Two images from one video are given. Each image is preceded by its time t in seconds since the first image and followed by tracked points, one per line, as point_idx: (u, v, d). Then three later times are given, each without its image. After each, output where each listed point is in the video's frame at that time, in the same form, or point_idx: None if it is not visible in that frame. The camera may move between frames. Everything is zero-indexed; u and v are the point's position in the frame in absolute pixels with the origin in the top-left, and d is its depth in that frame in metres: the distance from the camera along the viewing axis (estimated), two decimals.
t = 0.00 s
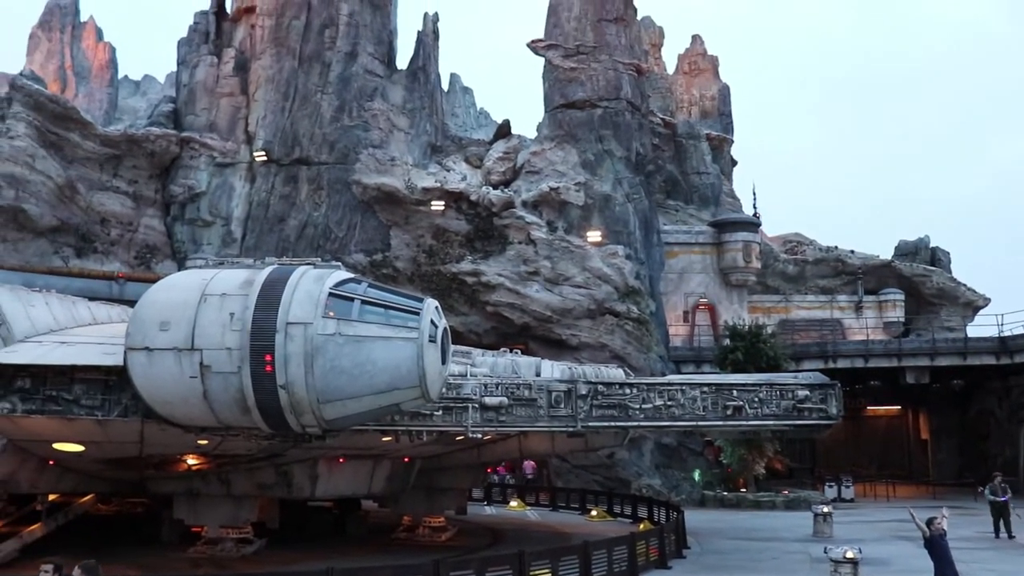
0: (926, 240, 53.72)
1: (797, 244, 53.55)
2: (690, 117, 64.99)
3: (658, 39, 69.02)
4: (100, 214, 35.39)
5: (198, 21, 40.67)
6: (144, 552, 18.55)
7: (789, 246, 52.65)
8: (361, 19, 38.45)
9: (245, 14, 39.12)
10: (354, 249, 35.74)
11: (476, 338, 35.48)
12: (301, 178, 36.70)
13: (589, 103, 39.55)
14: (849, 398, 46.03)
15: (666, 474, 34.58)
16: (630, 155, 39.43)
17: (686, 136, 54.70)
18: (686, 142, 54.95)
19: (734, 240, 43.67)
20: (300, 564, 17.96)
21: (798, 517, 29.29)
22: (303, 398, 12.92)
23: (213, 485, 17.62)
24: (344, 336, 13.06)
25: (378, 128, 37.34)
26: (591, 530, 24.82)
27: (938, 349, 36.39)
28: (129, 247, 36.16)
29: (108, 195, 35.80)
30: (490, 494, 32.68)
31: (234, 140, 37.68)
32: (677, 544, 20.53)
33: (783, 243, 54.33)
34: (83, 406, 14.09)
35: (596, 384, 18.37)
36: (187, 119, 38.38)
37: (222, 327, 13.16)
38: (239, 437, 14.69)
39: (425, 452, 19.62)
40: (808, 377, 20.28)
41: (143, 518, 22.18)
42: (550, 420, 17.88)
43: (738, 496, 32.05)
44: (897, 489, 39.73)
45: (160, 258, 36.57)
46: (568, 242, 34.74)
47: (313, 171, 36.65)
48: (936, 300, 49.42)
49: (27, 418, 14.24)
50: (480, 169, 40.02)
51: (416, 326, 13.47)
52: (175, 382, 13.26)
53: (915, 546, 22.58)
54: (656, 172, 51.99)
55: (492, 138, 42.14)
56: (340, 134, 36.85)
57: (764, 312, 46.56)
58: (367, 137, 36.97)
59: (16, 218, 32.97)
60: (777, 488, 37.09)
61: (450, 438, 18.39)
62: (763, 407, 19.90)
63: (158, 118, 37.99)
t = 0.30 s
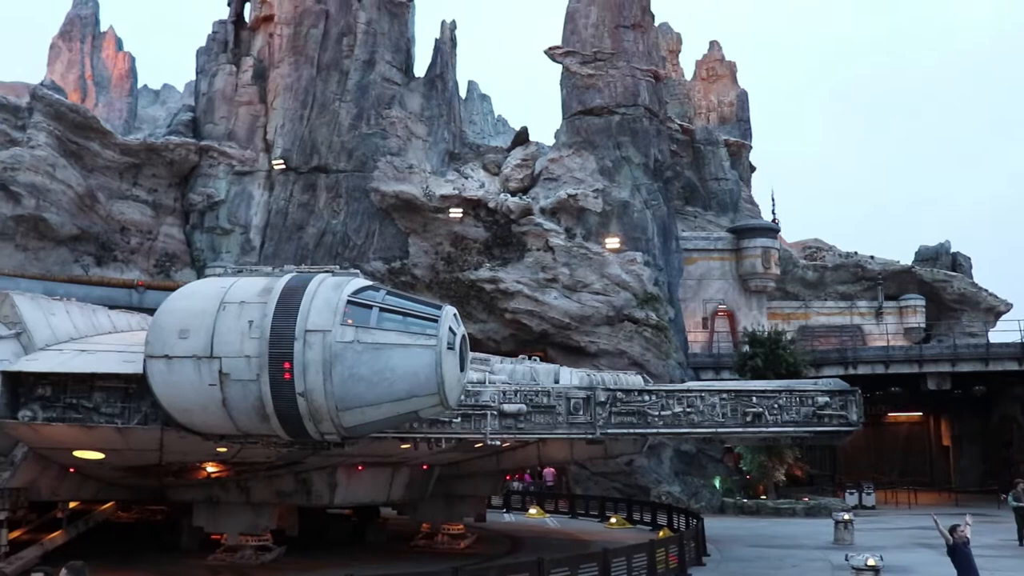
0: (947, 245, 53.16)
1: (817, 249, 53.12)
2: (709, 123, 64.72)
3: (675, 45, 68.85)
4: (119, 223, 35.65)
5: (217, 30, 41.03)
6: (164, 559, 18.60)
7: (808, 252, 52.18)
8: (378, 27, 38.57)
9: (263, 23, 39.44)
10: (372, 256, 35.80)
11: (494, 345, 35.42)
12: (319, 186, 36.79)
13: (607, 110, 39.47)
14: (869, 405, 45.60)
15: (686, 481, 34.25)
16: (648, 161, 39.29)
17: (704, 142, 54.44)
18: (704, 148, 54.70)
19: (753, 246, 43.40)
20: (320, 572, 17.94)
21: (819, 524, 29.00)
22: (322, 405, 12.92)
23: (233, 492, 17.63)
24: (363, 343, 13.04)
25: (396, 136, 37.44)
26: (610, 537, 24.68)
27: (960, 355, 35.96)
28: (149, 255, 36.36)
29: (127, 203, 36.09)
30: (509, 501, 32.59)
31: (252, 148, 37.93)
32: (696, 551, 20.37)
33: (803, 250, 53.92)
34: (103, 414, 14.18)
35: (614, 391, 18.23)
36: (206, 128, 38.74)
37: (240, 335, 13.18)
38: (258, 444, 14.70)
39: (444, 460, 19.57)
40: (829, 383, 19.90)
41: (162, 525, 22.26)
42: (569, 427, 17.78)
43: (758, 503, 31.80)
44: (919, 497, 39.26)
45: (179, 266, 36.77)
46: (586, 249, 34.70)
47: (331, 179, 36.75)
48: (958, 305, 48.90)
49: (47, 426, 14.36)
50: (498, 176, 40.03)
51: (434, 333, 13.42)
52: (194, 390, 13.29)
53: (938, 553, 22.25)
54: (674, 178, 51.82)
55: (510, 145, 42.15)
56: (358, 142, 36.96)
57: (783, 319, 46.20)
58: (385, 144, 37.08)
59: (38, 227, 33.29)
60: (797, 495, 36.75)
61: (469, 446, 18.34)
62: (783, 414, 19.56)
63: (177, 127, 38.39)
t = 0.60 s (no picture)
0: (966, 252, 52.70)
1: (834, 257, 52.73)
2: (725, 130, 64.49)
3: (691, 52, 68.78)
4: (137, 232, 35.87)
5: (234, 40, 41.54)
6: (181, 567, 18.61)
7: (826, 259, 51.83)
8: (394, 35, 38.70)
9: (279, 33, 39.97)
10: (388, 264, 35.84)
11: (511, 353, 35.36)
12: (336, 194, 36.87)
13: (623, 117, 39.40)
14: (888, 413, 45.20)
15: (703, 489, 33.94)
16: (664, 169, 39.19)
17: (720, 150, 54.23)
18: (720, 155, 54.49)
19: (770, 253, 43.16)
20: None
21: (837, 533, 28.73)
22: (338, 413, 12.93)
23: (249, 500, 17.63)
24: (379, 351, 13.04)
25: (412, 144, 37.52)
26: (627, 545, 24.56)
27: (980, 362, 35.58)
28: (166, 263, 36.51)
29: (145, 212, 36.33)
30: (526, 510, 32.46)
31: (269, 157, 38.21)
32: (714, 560, 20.22)
33: (820, 257, 53.53)
34: (120, 422, 14.24)
35: (631, 399, 18.15)
36: (223, 137, 39.03)
37: (257, 343, 13.21)
38: (275, 452, 14.71)
39: (460, 468, 19.54)
40: (846, 391, 19.75)
41: (179, 533, 22.30)
42: (586, 435, 17.70)
43: (776, 512, 31.56)
44: (939, 505, 38.84)
45: (196, 274, 36.93)
46: (603, 257, 34.70)
47: (348, 187, 36.84)
48: (977, 312, 48.43)
49: (65, 434, 14.42)
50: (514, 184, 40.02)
51: (450, 341, 13.40)
52: (210, 398, 13.32)
53: (958, 563, 21.99)
54: (690, 186, 51.64)
55: (526, 153, 42.17)
56: (375, 150, 37.02)
57: (801, 326, 45.91)
58: (401, 153, 37.14)
59: (57, 236, 33.54)
60: (815, 504, 36.45)
61: (486, 454, 18.29)
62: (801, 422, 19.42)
63: (195, 136, 38.77)
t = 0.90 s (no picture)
0: (987, 257, 52.17)
1: (855, 263, 52.08)
2: (743, 136, 64.23)
3: (709, 58, 68.63)
4: (157, 240, 36.13)
5: (252, 49, 41.77)
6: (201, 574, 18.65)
7: (845, 265, 51.45)
8: (412, 43, 38.80)
9: (297, 41, 40.18)
10: (407, 272, 35.90)
11: (530, 360, 35.31)
12: (354, 202, 36.95)
13: (641, 123, 39.33)
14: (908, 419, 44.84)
15: (723, 496, 33.77)
16: (683, 175, 39.05)
17: (739, 155, 54.01)
18: (739, 161, 54.26)
19: (789, 259, 42.89)
20: None
21: (858, 540, 28.44)
22: (357, 420, 12.94)
23: (269, 507, 17.65)
24: (398, 358, 13.05)
25: (430, 151, 37.57)
26: (646, 552, 24.43)
27: (1003, 368, 35.17)
28: (185, 271, 36.76)
29: (165, 220, 36.60)
30: (544, 516, 32.34)
31: (287, 165, 38.48)
32: (734, 567, 20.06)
33: (840, 262, 53.05)
34: (141, 428, 14.32)
35: (650, 406, 18.05)
36: (242, 145, 39.38)
37: (276, 350, 13.25)
38: (294, 459, 14.74)
39: (479, 474, 19.49)
40: (867, 397, 19.56)
41: (198, 540, 22.38)
42: (605, 441, 17.62)
43: (796, 519, 31.27)
44: (961, 513, 38.38)
45: (215, 282, 37.15)
46: (621, 263, 34.64)
47: (366, 195, 36.91)
48: (1000, 318, 47.91)
49: (86, 440, 14.53)
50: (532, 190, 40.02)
51: (468, 348, 13.38)
52: (230, 405, 13.35)
53: (982, 571, 21.70)
54: (709, 191, 51.41)
55: (544, 159, 42.17)
56: (393, 157, 37.10)
57: (821, 332, 45.24)
58: (419, 160, 37.19)
59: (77, 245, 33.84)
60: (836, 511, 36.12)
61: (504, 460, 18.25)
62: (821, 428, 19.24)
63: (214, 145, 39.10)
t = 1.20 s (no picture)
0: (1008, 257, 51.65)
1: (873, 264, 51.76)
2: (761, 137, 63.89)
3: (725, 59, 68.31)
4: (175, 243, 36.34)
5: (270, 52, 42.01)
6: None
7: (864, 266, 51.09)
8: (429, 46, 38.88)
9: (313, 44, 40.41)
10: (424, 274, 35.92)
11: (547, 362, 35.27)
12: (371, 205, 36.98)
13: (659, 125, 39.23)
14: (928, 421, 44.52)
15: (741, 498, 33.61)
16: (700, 176, 38.88)
17: (756, 156, 53.74)
18: (756, 162, 53.98)
19: (807, 260, 42.61)
20: None
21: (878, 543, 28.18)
22: (376, 423, 12.93)
23: (287, 509, 17.63)
24: (416, 360, 13.03)
25: (447, 154, 37.61)
26: (665, 555, 24.29)
27: None
28: (204, 274, 36.96)
29: (183, 224, 36.82)
30: (562, 519, 32.23)
31: (305, 168, 38.70)
32: (753, 569, 19.91)
33: (859, 263, 52.63)
34: (160, 431, 14.37)
35: (668, 408, 17.96)
36: (260, 149, 39.64)
37: (294, 352, 13.26)
38: (313, 462, 14.75)
39: (497, 477, 19.43)
40: (886, 399, 19.36)
41: (217, 542, 22.46)
42: (623, 443, 17.54)
43: (815, 521, 31.00)
44: (982, 515, 37.96)
45: (234, 285, 37.34)
46: (639, 265, 34.62)
47: (383, 198, 36.94)
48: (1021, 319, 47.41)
49: (106, 442, 14.61)
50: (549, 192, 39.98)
51: (487, 349, 13.34)
52: (249, 407, 13.38)
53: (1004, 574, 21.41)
54: (727, 193, 51.17)
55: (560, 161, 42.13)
56: (410, 160, 37.17)
57: (839, 333, 45.11)
58: (436, 162, 37.25)
59: (96, 249, 34.09)
60: (855, 513, 35.82)
61: (522, 463, 18.18)
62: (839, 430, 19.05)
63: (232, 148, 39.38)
